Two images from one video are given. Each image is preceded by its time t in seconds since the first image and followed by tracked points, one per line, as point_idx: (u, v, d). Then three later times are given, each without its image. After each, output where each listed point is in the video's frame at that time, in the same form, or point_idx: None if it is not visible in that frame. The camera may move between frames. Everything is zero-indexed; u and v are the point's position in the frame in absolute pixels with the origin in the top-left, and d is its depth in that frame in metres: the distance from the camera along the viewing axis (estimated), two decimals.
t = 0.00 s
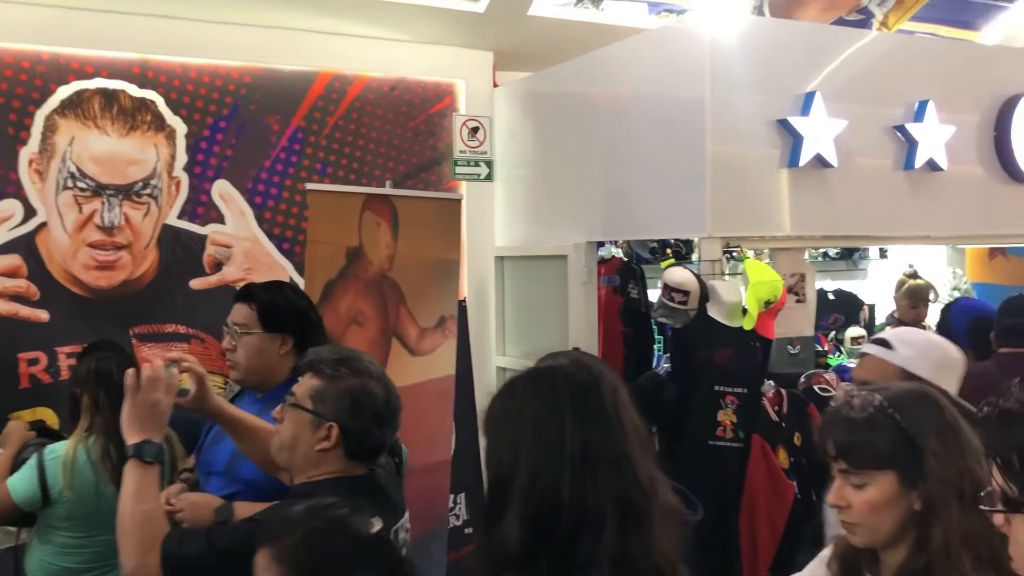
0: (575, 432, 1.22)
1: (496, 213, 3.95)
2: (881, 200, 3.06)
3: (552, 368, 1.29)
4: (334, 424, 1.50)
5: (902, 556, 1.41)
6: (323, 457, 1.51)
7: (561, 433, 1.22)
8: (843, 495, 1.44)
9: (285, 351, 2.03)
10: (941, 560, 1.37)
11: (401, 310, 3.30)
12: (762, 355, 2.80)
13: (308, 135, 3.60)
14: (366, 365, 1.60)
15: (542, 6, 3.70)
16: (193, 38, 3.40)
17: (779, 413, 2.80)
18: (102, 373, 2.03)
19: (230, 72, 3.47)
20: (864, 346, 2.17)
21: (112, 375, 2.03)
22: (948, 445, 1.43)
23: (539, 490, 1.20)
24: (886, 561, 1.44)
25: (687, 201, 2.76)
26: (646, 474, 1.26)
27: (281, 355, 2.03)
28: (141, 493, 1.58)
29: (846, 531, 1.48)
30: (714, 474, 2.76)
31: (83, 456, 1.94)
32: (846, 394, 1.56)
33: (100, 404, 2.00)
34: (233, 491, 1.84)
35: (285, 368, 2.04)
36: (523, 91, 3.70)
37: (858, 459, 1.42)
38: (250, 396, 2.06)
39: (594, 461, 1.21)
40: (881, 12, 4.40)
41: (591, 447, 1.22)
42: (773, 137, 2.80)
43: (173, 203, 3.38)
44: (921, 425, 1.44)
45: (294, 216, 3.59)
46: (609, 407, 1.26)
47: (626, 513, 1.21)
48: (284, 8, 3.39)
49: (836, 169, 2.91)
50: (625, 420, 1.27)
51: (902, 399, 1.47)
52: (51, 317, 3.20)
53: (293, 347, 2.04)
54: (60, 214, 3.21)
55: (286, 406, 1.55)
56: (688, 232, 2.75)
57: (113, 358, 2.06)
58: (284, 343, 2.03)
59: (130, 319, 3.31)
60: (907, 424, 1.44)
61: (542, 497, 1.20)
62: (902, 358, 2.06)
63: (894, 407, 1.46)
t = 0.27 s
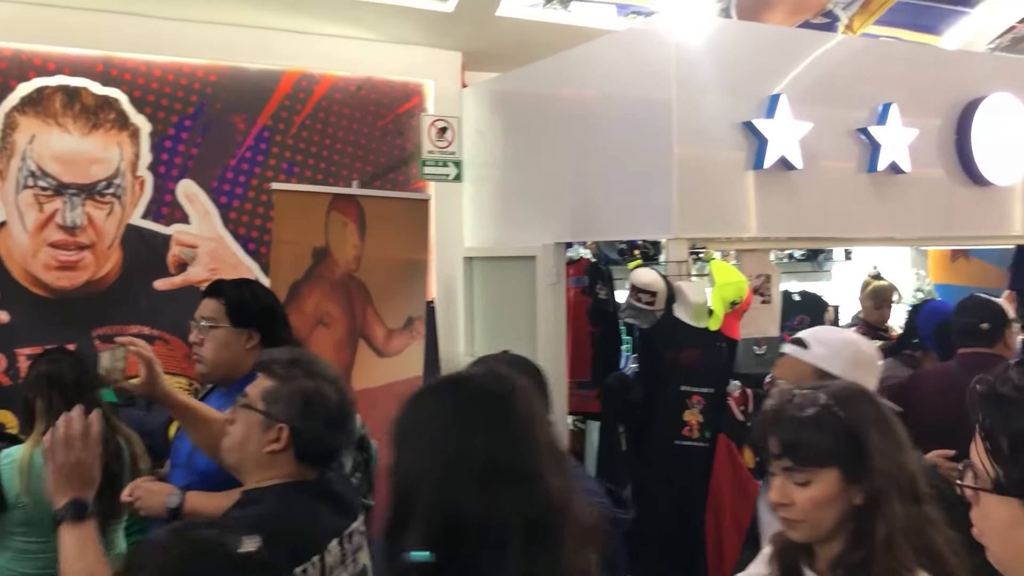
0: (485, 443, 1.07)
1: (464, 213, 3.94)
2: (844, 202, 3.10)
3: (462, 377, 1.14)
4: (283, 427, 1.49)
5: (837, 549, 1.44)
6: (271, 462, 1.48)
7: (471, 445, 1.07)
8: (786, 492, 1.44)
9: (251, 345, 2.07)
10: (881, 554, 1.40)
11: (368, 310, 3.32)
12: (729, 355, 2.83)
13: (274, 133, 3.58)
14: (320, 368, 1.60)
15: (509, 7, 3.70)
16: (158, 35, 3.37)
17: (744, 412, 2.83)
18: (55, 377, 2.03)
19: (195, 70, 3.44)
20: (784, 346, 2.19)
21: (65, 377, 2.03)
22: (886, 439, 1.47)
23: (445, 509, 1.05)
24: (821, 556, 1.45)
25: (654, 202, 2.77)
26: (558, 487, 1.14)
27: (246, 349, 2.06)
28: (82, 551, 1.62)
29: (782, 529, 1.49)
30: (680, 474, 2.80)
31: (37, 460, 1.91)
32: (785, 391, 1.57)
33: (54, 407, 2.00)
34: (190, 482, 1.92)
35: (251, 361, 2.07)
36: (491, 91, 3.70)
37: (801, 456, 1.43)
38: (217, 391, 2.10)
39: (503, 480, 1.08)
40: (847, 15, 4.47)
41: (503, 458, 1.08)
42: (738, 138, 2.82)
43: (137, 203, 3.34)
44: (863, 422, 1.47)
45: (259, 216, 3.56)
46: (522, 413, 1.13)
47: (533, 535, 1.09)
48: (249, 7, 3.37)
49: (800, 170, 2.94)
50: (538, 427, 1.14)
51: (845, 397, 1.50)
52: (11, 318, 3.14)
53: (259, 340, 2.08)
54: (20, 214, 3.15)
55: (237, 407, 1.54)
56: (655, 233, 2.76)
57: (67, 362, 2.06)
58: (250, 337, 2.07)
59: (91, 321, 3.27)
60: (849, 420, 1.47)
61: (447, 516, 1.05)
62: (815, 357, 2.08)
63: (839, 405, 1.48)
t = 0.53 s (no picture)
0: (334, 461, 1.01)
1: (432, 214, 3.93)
2: (809, 204, 3.13)
3: (329, 387, 1.09)
4: (240, 430, 1.49)
5: (766, 550, 1.46)
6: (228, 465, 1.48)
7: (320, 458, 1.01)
8: (721, 492, 1.47)
9: (217, 344, 2.08)
10: (812, 553, 1.43)
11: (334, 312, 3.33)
12: (694, 355, 2.85)
13: (240, 134, 3.55)
14: (284, 372, 1.59)
15: (477, 9, 3.70)
16: (122, 34, 3.32)
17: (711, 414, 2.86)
18: (12, 378, 1.98)
19: (159, 69, 3.40)
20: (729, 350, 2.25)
21: (22, 379, 1.98)
22: (819, 440, 1.51)
23: (288, 532, 0.99)
24: (751, 556, 1.48)
25: (620, 204, 2.78)
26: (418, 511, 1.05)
27: (212, 348, 2.07)
28: None
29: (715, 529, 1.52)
30: (644, 474, 2.81)
31: None
32: (724, 391, 1.60)
33: (10, 410, 1.96)
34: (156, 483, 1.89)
35: (216, 360, 2.08)
36: (459, 93, 3.70)
37: (739, 457, 1.46)
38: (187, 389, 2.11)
39: (351, 498, 1.00)
40: (811, 20, 4.62)
41: (350, 480, 1.01)
42: (704, 141, 2.84)
43: (99, 203, 3.29)
44: (801, 423, 1.51)
45: (225, 217, 3.53)
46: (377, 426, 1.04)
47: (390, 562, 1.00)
48: (215, 6, 3.33)
49: (765, 173, 2.96)
50: (401, 441, 1.06)
51: (783, 398, 1.54)
52: None
53: (224, 340, 2.08)
54: None
55: (196, 408, 1.54)
56: (621, 234, 2.77)
57: (25, 362, 2.01)
58: (216, 336, 2.07)
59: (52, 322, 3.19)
60: (786, 422, 1.50)
61: (293, 536, 0.99)
62: (758, 361, 2.13)
63: (777, 406, 1.52)
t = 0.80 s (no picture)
0: (207, 471, 0.89)
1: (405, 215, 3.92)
2: (780, 205, 3.15)
3: (198, 392, 0.96)
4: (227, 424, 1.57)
5: (709, 551, 1.49)
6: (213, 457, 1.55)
7: (169, 476, 0.89)
8: (666, 495, 1.50)
9: (189, 343, 2.11)
10: (758, 554, 1.46)
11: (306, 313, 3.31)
12: (667, 356, 2.88)
13: (211, 134, 3.52)
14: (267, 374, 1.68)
15: (451, 9, 3.69)
16: (90, 32, 3.28)
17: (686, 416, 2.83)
18: None
19: (129, 68, 3.36)
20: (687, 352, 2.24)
21: None
22: (761, 440, 1.57)
23: (153, 558, 0.87)
24: (692, 559, 1.51)
25: (594, 204, 2.79)
26: (309, 525, 0.92)
27: (185, 347, 2.11)
28: None
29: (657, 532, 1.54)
30: (622, 473, 2.81)
31: None
32: (668, 393, 1.63)
33: None
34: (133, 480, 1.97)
35: (190, 359, 2.12)
36: (432, 93, 3.69)
37: (688, 459, 1.49)
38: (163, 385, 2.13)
39: (228, 517, 0.88)
40: (783, 22, 4.68)
41: (225, 493, 0.89)
42: (677, 143, 2.85)
43: (67, 203, 3.25)
44: (745, 424, 1.56)
45: (195, 217, 3.49)
46: (258, 429, 0.93)
47: None
48: (185, 5, 3.30)
49: (737, 174, 2.98)
50: (281, 449, 0.93)
51: (727, 397, 1.59)
52: None
53: (197, 339, 2.12)
54: None
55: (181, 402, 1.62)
56: (595, 235, 2.77)
57: None
58: (188, 335, 2.11)
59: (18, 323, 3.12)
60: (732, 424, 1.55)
61: (161, 561, 0.87)
62: (715, 364, 2.12)
63: (724, 408, 1.56)
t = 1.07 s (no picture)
0: (87, 491, 0.76)
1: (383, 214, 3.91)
2: (757, 204, 3.17)
3: (68, 411, 0.83)
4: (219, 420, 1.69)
5: (659, 562, 1.45)
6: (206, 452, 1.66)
7: (4, 516, 0.75)
8: (618, 502, 1.46)
9: (174, 342, 2.21)
10: (710, 565, 1.43)
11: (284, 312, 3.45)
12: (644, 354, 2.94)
13: (187, 132, 3.49)
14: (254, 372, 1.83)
15: (429, 8, 3.67)
16: (64, 29, 3.24)
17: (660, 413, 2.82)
18: None
19: (103, 65, 3.33)
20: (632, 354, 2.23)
21: None
22: (715, 446, 1.53)
23: None
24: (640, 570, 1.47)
25: (572, 203, 2.79)
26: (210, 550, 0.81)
27: (170, 345, 2.20)
28: None
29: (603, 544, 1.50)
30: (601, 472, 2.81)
31: None
32: (619, 396, 1.59)
33: None
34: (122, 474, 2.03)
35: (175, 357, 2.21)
36: (410, 92, 3.68)
37: (641, 464, 1.45)
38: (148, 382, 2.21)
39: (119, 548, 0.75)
40: (759, 22, 4.69)
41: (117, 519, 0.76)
42: (654, 142, 2.86)
43: (40, 202, 3.22)
44: (698, 429, 1.53)
45: (171, 216, 3.47)
46: (141, 447, 0.82)
47: None
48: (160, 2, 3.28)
49: (714, 174, 2.99)
50: (172, 469, 0.82)
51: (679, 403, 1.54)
52: None
53: (182, 339, 2.22)
54: None
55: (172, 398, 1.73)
56: (572, 234, 2.78)
57: None
58: (174, 334, 2.21)
59: None
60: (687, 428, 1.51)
61: None
62: (661, 368, 2.11)
63: (676, 411, 1.53)
